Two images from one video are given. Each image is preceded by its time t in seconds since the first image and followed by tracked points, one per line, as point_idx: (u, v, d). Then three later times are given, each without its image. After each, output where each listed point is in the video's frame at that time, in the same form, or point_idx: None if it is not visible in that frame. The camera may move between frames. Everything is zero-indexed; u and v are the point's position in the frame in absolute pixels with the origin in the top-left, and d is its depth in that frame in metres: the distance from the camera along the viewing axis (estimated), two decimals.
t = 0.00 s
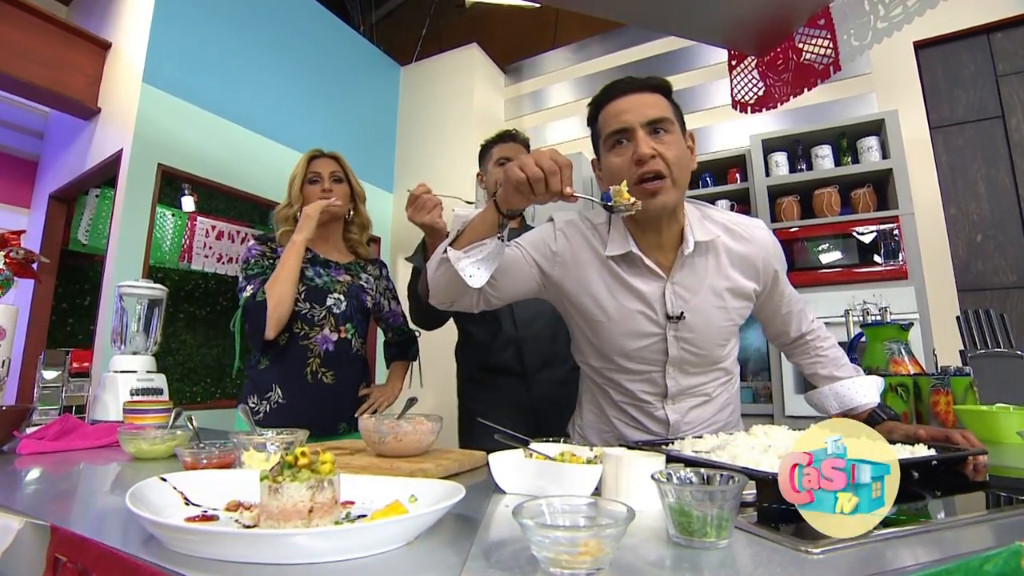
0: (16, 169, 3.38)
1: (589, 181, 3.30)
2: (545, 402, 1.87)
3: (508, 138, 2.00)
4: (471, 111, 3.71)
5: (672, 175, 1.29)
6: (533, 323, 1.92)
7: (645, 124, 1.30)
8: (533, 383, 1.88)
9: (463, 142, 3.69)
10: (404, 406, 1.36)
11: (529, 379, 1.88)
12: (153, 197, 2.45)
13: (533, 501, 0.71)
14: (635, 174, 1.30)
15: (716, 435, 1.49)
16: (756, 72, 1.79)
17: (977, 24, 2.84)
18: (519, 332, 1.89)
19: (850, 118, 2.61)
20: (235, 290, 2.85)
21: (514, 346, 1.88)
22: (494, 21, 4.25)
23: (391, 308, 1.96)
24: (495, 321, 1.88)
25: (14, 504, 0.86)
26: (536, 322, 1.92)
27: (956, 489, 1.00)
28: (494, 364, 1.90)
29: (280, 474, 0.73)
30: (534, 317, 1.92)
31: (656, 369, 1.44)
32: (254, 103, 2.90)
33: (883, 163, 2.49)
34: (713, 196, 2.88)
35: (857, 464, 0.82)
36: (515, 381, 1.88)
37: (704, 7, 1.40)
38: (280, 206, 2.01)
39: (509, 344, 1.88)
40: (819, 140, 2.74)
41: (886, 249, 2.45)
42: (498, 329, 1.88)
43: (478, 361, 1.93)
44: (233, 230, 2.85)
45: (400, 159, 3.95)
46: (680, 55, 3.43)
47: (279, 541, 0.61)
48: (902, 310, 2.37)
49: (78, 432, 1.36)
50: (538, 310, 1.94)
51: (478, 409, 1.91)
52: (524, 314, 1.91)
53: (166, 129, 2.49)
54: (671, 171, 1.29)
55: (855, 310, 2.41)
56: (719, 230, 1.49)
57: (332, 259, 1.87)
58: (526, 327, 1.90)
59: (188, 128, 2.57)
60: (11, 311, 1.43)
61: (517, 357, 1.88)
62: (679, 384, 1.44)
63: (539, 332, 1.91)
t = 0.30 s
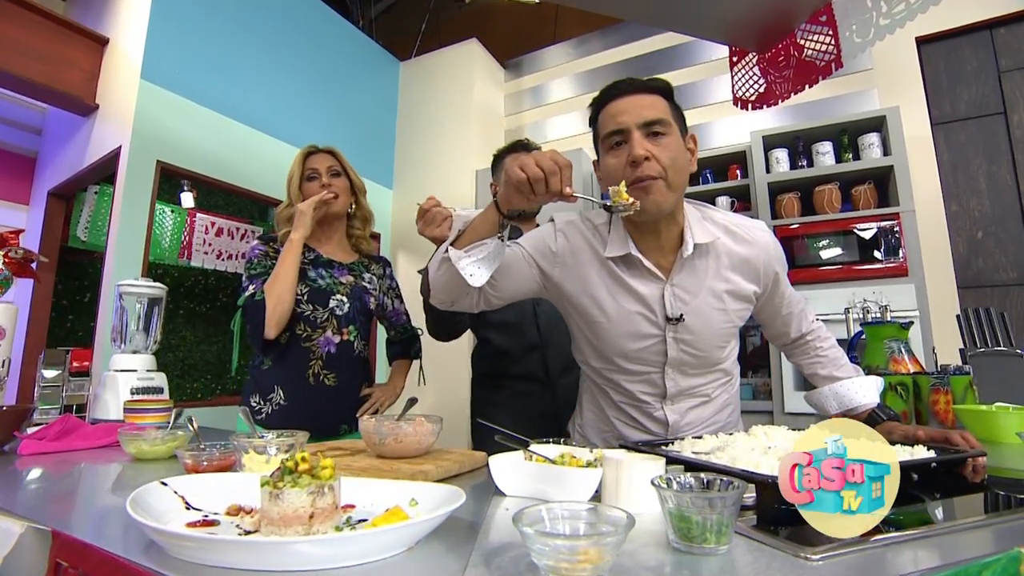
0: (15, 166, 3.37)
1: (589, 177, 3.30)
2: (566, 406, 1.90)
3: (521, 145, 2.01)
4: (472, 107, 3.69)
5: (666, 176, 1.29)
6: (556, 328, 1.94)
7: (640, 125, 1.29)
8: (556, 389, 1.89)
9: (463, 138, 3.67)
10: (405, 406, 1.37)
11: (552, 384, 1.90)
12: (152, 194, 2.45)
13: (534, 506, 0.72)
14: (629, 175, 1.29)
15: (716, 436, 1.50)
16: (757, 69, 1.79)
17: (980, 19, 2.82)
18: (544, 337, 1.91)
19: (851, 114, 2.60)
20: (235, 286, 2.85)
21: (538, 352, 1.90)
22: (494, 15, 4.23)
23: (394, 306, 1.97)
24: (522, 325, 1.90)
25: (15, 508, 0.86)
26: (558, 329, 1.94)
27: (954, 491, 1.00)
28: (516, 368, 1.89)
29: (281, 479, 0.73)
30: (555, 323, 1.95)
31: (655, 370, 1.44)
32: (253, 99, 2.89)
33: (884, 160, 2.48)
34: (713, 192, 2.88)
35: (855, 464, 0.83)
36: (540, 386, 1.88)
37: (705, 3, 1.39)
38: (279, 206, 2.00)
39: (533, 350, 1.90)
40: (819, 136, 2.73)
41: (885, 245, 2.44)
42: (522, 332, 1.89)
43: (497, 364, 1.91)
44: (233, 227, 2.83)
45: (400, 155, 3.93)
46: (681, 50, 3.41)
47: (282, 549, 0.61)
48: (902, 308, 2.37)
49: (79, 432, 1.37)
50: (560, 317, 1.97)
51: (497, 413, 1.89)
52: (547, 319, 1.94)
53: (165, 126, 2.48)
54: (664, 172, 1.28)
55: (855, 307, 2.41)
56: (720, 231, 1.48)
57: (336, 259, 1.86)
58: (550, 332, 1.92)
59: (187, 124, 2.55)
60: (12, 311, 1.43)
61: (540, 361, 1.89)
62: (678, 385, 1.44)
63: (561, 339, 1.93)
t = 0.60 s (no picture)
0: (13, 161, 3.36)
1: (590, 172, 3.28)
2: (569, 398, 1.89)
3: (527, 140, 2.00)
4: (472, 101, 3.67)
5: (656, 176, 1.29)
6: (557, 322, 1.94)
7: (638, 122, 1.29)
8: (558, 381, 1.88)
9: (463, 132, 3.66)
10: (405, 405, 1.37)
11: (554, 376, 1.88)
12: (151, 190, 2.44)
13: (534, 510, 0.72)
14: (621, 169, 1.29)
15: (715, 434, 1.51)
16: (759, 64, 1.78)
17: (983, 13, 2.80)
18: (544, 330, 1.90)
19: (853, 109, 2.58)
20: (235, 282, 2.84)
21: (539, 344, 1.89)
22: (493, 9, 4.20)
23: (395, 302, 1.97)
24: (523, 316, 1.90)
25: (17, 510, 0.86)
26: (558, 322, 1.94)
27: (953, 491, 1.01)
28: (516, 361, 1.89)
29: (282, 483, 0.73)
30: (556, 317, 1.95)
31: (654, 366, 1.44)
32: (252, 94, 2.88)
33: (885, 156, 2.47)
34: (714, 188, 2.87)
35: (855, 464, 0.84)
36: (542, 378, 1.87)
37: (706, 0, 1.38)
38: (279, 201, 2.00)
39: (534, 341, 1.89)
40: (821, 131, 2.71)
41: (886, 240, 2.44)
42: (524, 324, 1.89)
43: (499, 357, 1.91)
44: (232, 223, 2.82)
45: (399, 149, 3.92)
46: (682, 45, 3.39)
47: (284, 554, 0.62)
48: (902, 304, 2.37)
49: (80, 431, 1.37)
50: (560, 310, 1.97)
51: (501, 406, 1.89)
52: (547, 313, 1.94)
53: (163, 121, 2.46)
54: (655, 170, 1.28)
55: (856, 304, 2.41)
56: (719, 228, 1.48)
57: (337, 256, 1.85)
58: (551, 325, 1.92)
59: (185, 119, 2.54)
60: (11, 310, 1.43)
61: (542, 354, 1.89)
62: (678, 382, 1.44)
63: (562, 332, 1.93)
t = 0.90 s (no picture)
0: (10, 155, 3.34)
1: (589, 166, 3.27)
2: (567, 394, 1.88)
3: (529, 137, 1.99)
4: (471, 94, 3.65)
5: (655, 165, 1.28)
6: (555, 318, 1.92)
7: (638, 111, 1.29)
8: (557, 377, 1.88)
9: (462, 126, 3.64)
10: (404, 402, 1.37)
11: (553, 371, 1.88)
12: (149, 184, 2.43)
13: (532, 511, 0.73)
14: (621, 159, 1.29)
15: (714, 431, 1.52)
16: (759, 58, 1.77)
17: (986, 5, 2.78)
18: (544, 325, 1.89)
19: (854, 103, 2.57)
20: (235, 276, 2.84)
21: (540, 338, 1.89)
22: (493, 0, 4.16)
23: (391, 297, 1.99)
24: (520, 313, 1.89)
25: (18, 510, 0.87)
26: (557, 318, 1.92)
27: (950, 489, 1.01)
28: (518, 357, 1.89)
29: (282, 485, 0.74)
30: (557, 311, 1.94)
31: (654, 361, 1.44)
32: (250, 88, 2.86)
33: (886, 150, 2.46)
34: (714, 182, 2.86)
35: (855, 464, 0.84)
36: (539, 372, 1.88)
37: None
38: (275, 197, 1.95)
39: (537, 335, 1.89)
40: (822, 125, 2.70)
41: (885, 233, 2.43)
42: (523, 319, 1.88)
43: (500, 353, 1.91)
44: (231, 217, 2.81)
45: (399, 143, 3.90)
46: (683, 37, 3.36)
47: (285, 556, 0.62)
48: (902, 299, 2.37)
49: (81, 428, 1.37)
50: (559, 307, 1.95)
51: (500, 399, 1.90)
52: (546, 309, 1.92)
53: (161, 115, 2.45)
54: (655, 158, 1.27)
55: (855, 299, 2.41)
56: (718, 221, 1.47)
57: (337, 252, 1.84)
58: (549, 321, 1.91)
59: (183, 113, 2.53)
60: (10, 308, 1.43)
61: (541, 349, 1.88)
62: (678, 378, 1.44)
63: (561, 329, 1.91)
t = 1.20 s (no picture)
0: (7, 149, 3.33)
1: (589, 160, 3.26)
2: (558, 390, 1.88)
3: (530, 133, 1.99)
4: (470, 87, 3.63)
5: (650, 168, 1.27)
6: (547, 312, 1.91)
7: (625, 118, 1.28)
8: (546, 372, 1.89)
9: (461, 119, 3.62)
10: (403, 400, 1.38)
11: (544, 366, 1.89)
12: (147, 179, 2.42)
13: (531, 515, 0.74)
14: (612, 166, 1.28)
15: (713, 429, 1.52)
16: (761, 51, 1.76)
17: None
18: (535, 320, 1.89)
19: (856, 97, 2.56)
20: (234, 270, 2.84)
21: (530, 333, 1.89)
22: None
23: (389, 292, 1.98)
24: (509, 308, 1.89)
25: (21, 510, 0.88)
26: (550, 312, 1.91)
27: (947, 488, 1.02)
28: (511, 353, 1.90)
29: (282, 488, 0.74)
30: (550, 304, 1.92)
31: (654, 358, 1.44)
32: (247, 81, 2.84)
33: (887, 144, 2.45)
34: (714, 176, 2.85)
35: (855, 463, 0.84)
36: (531, 369, 1.89)
37: None
38: (273, 191, 1.95)
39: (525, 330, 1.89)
40: (823, 119, 2.69)
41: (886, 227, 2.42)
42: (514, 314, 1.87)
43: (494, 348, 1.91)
44: (230, 211, 2.81)
45: (398, 136, 3.88)
46: (684, 29, 3.34)
47: (285, 561, 0.63)
48: (901, 294, 2.37)
49: (81, 425, 1.38)
50: (552, 301, 1.93)
51: (492, 394, 1.90)
52: (538, 303, 1.90)
53: (159, 109, 2.44)
54: (648, 164, 1.26)
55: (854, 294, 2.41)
56: (721, 219, 1.47)
57: (336, 248, 1.83)
58: (541, 316, 1.89)
59: (180, 107, 2.51)
60: (10, 306, 1.43)
61: (532, 343, 1.89)
62: (679, 376, 1.45)
63: (552, 323, 1.90)
